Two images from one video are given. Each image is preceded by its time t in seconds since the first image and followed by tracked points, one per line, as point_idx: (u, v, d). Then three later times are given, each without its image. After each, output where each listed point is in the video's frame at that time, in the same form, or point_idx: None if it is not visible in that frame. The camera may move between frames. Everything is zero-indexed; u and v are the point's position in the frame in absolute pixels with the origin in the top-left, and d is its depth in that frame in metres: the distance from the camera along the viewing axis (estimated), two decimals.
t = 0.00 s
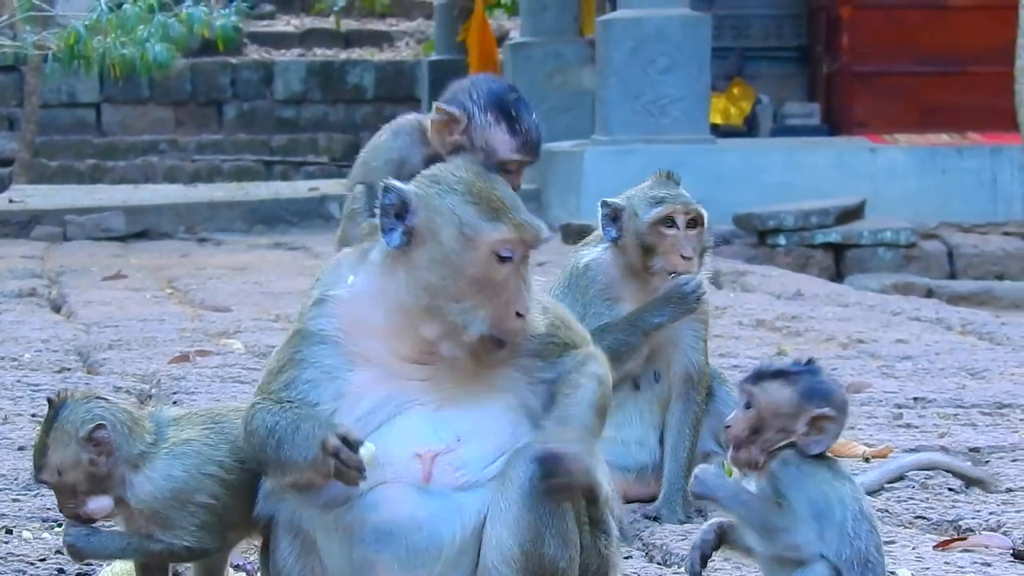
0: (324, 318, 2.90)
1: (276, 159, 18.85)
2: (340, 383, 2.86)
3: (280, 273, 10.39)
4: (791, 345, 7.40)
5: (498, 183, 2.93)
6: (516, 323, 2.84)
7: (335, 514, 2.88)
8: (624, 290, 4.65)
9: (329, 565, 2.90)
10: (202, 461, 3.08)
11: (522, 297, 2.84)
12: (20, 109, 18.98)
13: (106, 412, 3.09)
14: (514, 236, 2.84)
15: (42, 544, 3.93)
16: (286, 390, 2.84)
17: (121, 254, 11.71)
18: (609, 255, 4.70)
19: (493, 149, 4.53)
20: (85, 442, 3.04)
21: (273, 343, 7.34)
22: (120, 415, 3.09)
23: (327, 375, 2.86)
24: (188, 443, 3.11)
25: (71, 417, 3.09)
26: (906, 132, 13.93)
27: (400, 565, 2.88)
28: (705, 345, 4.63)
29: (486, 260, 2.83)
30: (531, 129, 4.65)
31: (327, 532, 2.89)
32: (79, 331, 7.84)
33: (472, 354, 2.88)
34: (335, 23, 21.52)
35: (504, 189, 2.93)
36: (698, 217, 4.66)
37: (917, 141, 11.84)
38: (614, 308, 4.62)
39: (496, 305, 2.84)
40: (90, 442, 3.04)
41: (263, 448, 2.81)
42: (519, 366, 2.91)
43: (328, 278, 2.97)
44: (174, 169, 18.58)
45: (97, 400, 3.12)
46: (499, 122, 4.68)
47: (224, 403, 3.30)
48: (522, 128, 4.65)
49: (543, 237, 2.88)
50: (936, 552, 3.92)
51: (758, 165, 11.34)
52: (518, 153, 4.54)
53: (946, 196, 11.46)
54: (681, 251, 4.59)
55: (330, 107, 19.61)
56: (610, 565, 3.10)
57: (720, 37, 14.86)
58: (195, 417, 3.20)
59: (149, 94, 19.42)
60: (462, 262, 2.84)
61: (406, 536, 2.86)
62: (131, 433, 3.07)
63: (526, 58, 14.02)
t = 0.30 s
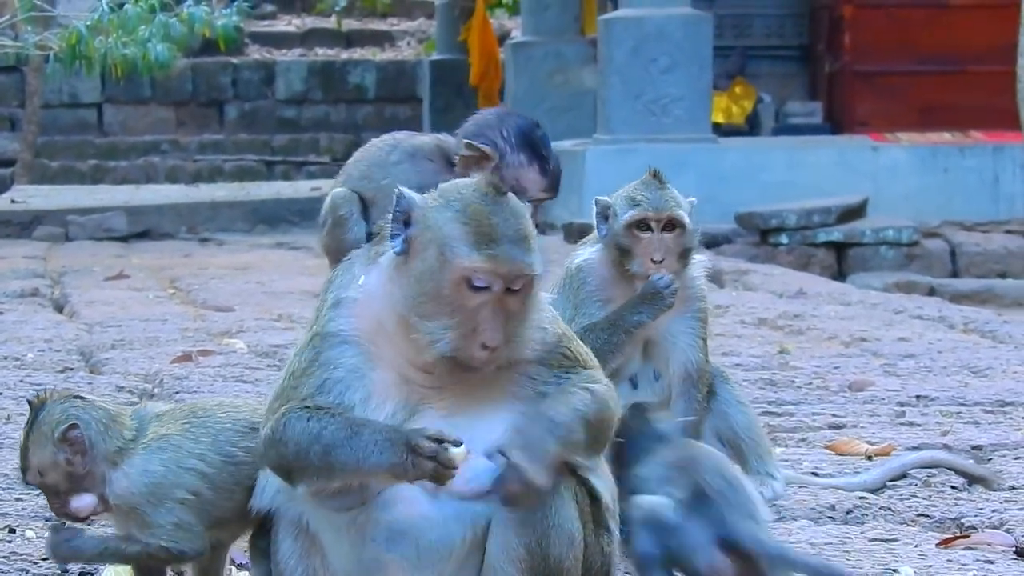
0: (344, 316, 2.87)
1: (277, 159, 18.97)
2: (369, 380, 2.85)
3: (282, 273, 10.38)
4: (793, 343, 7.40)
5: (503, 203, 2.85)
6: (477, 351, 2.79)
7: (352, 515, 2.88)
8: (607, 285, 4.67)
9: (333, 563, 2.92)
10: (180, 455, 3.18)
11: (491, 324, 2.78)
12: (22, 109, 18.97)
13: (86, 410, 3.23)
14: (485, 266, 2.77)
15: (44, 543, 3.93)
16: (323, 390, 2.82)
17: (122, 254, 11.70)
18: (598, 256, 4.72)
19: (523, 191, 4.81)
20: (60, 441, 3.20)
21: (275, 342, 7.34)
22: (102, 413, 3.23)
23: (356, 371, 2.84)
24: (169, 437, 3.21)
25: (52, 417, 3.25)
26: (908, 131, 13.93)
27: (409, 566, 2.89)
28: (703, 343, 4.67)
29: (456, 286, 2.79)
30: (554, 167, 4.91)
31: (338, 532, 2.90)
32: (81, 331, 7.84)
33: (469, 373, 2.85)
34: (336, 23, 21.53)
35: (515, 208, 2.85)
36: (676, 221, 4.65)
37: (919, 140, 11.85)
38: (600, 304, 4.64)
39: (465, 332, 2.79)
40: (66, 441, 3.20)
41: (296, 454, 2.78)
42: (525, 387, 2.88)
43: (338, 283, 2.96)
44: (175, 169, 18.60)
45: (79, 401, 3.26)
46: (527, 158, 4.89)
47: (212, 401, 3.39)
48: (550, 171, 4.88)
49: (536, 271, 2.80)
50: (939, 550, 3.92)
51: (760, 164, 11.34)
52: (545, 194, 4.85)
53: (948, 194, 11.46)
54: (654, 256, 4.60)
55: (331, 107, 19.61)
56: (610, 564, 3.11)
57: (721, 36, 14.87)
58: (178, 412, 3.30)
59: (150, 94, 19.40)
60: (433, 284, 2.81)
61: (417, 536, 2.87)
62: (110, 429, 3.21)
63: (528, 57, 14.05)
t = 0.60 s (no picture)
0: (342, 306, 2.86)
1: (279, 153, 19.10)
2: (369, 371, 2.84)
3: (283, 267, 10.38)
4: (794, 337, 7.40)
5: (475, 193, 2.81)
6: (449, 345, 2.76)
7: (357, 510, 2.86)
8: (603, 279, 4.68)
9: (341, 561, 2.88)
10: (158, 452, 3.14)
11: (460, 317, 2.75)
12: (23, 104, 18.98)
13: (61, 403, 3.18)
14: (450, 259, 2.73)
15: (46, 537, 3.93)
16: (323, 377, 2.83)
17: (123, 249, 11.70)
18: (595, 249, 4.72)
19: (531, 181, 5.43)
20: (42, 428, 3.15)
21: (276, 337, 7.35)
22: (76, 405, 3.18)
23: (355, 360, 2.84)
24: (142, 431, 3.16)
25: (30, 407, 3.20)
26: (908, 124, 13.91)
27: (414, 561, 2.89)
28: (704, 337, 4.65)
29: (425, 280, 2.77)
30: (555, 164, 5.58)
31: (344, 527, 2.87)
32: (82, 325, 7.85)
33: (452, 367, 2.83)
34: (337, 18, 21.53)
35: (491, 197, 2.81)
36: (666, 208, 4.64)
37: (919, 134, 11.86)
38: (597, 295, 4.66)
39: (437, 326, 2.77)
40: (47, 428, 3.16)
41: (305, 442, 2.77)
42: (519, 378, 2.87)
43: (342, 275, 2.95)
44: (177, 163, 18.61)
45: (56, 392, 3.21)
46: (529, 151, 5.52)
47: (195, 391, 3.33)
48: (549, 154, 5.57)
49: (509, 262, 2.75)
50: (940, 543, 3.93)
51: (761, 159, 11.35)
52: (550, 179, 5.53)
53: (950, 188, 11.47)
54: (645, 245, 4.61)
55: (332, 102, 19.60)
56: (617, 560, 3.07)
57: (722, 31, 14.90)
58: (155, 404, 3.25)
59: (151, 88, 19.38)
60: (404, 279, 2.79)
61: (421, 531, 2.87)
62: (86, 421, 3.16)
63: (530, 51, 14.04)
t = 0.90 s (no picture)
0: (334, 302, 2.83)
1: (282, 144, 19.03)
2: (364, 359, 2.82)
3: (285, 257, 10.38)
4: (797, 327, 7.39)
5: (455, 176, 2.78)
6: (442, 325, 2.74)
7: (360, 504, 2.85)
8: (605, 269, 4.68)
9: (347, 552, 2.89)
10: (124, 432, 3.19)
11: (451, 295, 2.72)
12: (26, 94, 18.98)
13: (26, 385, 3.25)
14: (433, 237, 2.72)
15: (49, 527, 3.94)
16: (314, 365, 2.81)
17: (126, 239, 11.71)
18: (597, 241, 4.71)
19: (526, 156, 5.40)
20: (7, 414, 3.20)
21: (279, 327, 7.35)
22: (40, 387, 3.25)
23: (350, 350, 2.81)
24: (106, 411, 3.21)
25: None
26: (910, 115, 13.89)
27: (418, 553, 2.87)
28: (706, 327, 4.64)
29: (412, 262, 2.74)
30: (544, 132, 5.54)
31: (349, 521, 2.86)
32: (86, 315, 7.85)
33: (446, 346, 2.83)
34: (340, 8, 21.49)
35: (474, 180, 2.79)
36: (668, 199, 4.60)
37: (923, 124, 11.85)
38: (599, 286, 4.66)
39: (428, 304, 2.75)
40: (12, 413, 3.20)
41: (298, 420, 2.76)
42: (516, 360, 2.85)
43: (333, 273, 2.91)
44: (179, 154, 18.62)
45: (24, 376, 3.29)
46: (518, 124, 5.45)
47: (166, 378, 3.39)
48: (535, 127, 5.50)
49: (494, 238, 2.74)
50: (944, 533, 3.93)
51: (763, 149, 11.32)
52: (542, 150, 5.48)
53: (953, 178, 11.46)
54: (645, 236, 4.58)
55: (335, 92, 19.56)
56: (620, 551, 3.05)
57: (725, 20, 14.89)
58: (122, 387, 3.33)
59: (154, 78, 19.37)
60: (393, 266, 2.75)
61: (424, 523, 2.86)
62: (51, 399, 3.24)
63: (533, 41, 14.04)
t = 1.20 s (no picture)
0: (333, 296, 2.85)
1: (284, 134, 19.01)
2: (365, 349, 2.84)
3: (288, 248, 10.38)
4: (800, 317, 7.40)
5: (448, 157, 2.79)
6: (445, 298, 2.75)
7: (364, 494, 2.84)
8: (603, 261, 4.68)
9: (351, 542, 2.88)
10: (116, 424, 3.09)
11: (453, 270, 2.72)
12: (27, 85, 18.97)
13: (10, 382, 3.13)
14: (434, 207, 2.71)
15: (50, 518, 3.95)
16: (313, 352, 2.83)
17: (129, 230, 11.71)
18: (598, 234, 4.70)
19: (503, 138, 5.00)
20: None
21: (281, 318, 7.36)
22: (22, 384, 3.13)
23: (351, 338, 2.84)
24: (97, 404, 3.11)
25: None
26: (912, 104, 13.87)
27: (421, 543, 2.85)
28: (710, 318, 4.66)
29: (413, 237, 2.74)
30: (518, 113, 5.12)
31: (353, 511, 2.85)
32: (88, 306, 7.85)
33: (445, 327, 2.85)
34: None
35: (468, 161, 2.79)
36: (661, 191, 4.64)
37: (925, 114, 11.85)
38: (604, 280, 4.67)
39: (428, 283, 2.75)
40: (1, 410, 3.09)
41: (300, 406, 2.78)
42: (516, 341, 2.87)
43: (330, 268, 2.92)
44: (182, 144, 18.62)
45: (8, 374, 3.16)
46: (493, 106, 5.07)
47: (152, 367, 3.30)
48: (513, 108, 5.10)
49: (492, 213, 2.74)
50: (946, 523, 3.93)
51: (764, 140, 11.34)
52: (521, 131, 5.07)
53: (955, 168, 11.47)
54: (643, 228, 4.59)
55: (337, 83, 19.57)
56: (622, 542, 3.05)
57: (727, 11, 14.90)
58: (108, 377, 3.23)
59: (157, 69, 19.36)
60: (391, 246, 2.76)
61: (428, 513, 2.84)
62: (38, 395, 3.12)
63: (534, 32, 13.97)
